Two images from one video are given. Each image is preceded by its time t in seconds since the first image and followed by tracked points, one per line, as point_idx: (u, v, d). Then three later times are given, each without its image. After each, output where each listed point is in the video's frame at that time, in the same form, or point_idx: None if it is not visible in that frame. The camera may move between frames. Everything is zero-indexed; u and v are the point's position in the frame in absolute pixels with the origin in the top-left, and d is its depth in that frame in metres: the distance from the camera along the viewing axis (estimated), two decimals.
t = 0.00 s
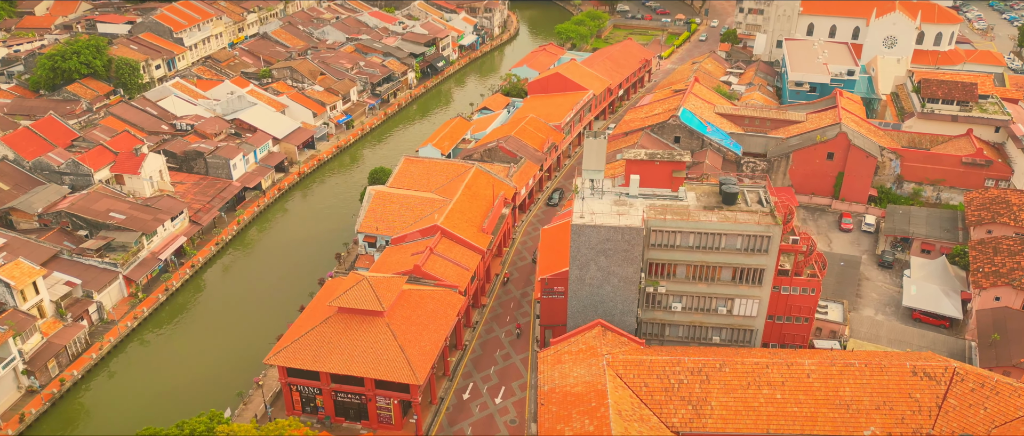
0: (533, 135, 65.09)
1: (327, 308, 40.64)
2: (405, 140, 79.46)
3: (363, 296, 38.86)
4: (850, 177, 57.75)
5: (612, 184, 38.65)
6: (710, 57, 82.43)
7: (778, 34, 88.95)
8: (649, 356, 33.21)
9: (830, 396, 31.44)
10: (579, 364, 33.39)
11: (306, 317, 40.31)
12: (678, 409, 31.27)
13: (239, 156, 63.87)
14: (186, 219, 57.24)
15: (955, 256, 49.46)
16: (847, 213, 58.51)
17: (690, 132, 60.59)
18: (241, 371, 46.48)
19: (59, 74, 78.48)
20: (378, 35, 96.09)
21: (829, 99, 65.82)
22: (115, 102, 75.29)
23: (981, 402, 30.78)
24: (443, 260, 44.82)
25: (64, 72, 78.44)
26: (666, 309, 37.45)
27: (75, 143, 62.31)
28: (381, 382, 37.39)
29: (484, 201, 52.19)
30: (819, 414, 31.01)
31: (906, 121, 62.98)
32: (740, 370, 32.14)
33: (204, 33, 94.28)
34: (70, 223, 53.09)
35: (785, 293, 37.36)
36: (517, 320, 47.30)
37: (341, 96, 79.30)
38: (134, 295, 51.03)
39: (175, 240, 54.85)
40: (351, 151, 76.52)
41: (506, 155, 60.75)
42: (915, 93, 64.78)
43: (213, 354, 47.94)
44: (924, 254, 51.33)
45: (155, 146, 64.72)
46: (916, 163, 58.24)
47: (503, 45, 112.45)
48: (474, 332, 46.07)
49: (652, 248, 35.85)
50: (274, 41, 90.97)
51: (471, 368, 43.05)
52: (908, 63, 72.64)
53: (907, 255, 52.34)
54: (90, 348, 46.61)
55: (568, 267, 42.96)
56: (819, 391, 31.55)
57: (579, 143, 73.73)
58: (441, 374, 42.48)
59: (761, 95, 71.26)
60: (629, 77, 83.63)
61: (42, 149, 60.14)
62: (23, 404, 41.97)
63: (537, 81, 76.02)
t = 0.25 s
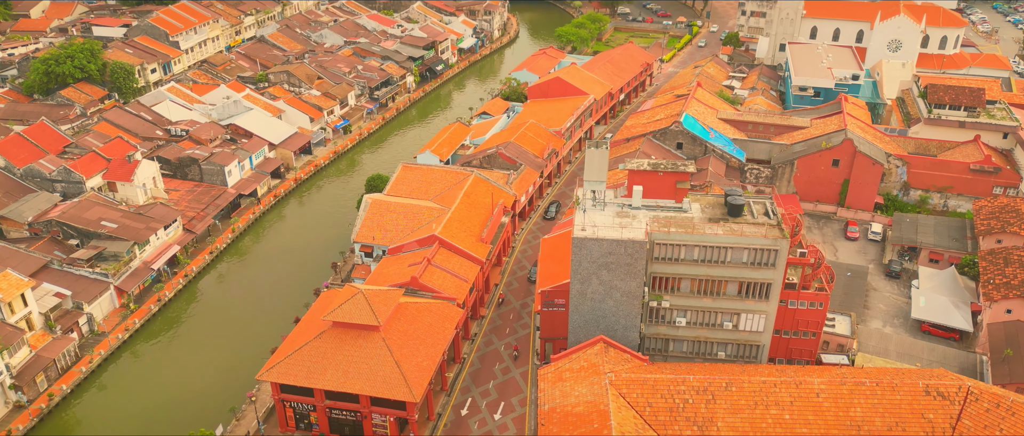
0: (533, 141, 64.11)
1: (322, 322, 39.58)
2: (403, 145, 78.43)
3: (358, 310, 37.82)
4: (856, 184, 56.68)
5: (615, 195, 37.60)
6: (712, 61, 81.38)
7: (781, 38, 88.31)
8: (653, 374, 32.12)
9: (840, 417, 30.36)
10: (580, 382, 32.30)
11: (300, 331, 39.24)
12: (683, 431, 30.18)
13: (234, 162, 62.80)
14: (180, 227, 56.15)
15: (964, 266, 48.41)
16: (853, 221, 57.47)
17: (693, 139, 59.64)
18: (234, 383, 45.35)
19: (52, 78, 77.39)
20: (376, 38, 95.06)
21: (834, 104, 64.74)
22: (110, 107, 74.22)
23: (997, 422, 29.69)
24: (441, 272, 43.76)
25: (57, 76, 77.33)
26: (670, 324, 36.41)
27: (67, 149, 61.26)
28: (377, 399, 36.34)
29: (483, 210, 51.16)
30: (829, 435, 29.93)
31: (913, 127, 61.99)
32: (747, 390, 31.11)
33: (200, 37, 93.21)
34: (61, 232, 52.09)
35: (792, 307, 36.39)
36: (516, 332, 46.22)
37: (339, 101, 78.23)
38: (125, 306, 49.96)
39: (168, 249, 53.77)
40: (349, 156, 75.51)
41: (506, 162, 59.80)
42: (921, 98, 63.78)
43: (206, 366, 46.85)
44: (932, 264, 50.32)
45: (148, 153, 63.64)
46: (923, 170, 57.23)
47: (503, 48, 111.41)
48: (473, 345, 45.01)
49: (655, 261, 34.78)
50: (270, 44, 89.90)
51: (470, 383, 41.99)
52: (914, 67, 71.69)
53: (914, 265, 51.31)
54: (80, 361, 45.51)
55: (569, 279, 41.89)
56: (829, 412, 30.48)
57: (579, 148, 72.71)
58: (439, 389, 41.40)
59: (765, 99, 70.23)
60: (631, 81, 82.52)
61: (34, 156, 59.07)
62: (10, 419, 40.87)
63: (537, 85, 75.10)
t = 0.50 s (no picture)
0: (533, 147, 63.27)
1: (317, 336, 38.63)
2: (402, 151, 77.53)
3: (353, 324, 36.88)
4: (862, 192, 55.79)
5: (617, 206, 36.68)
6: (714, 65, 80.54)
7: (783, 41, 87.08)
8: (657, 393, 31.17)
9: None
10: (582, 400, 31.36)
11: (295, 345, 38.29)
12: None
13: (230, 169, 61.89)
14: (174, 235, 55.21)
15: (972, 277, 47.48)
16: (858, 229, 56.55)
17: (695, 145, 58.82)
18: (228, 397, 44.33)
19: (47, 83, 76.51)
20: (375, 42, 94.21)
21: (838, 110, 63.85)
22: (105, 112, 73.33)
23: None
24: (439, 283, 42.82)
25: (52, 81, 76.45)
26: (674, 339, 35.47)
27: (60, 156, 60.34)
28: (373, 416, 35.38)
29: (482, 218, 50.24)
30: None
31: (919, 133, 60.84)
32: (754, 409, 30.17)
33: (197, 40, 92.32)
34: (52, 241, 51.18)
35: (798, 321, 35.50)
36: (516, 344, 45.28)
37: (336, 105, 77.30)
38: (117, 317, 49.01)
39: (161, 258, 52.83)
40: (347, 162, 74.62)
41: (506, 169, 58.94)
42: (927, 104, 62.89)
43: (199, 379, 45.83)
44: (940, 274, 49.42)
45: (143, 159, 62.74)
46: (929, 177, 56.35)
47: (503, 52, 110.51)
48: (472, 357, 44.08)
49: (659, 275, 33.84)
50: (268, 48, 89.03)
51: (468, 397, 41.04)
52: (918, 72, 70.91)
53: (921, 274, 50.38)
54: (70, 374, 44.54)
55: (570, 290, 40.94)
56: (839, 432, 29.52)
57: (580, 154, 71.80)
58: (436, 403, 40.45)
59: (768, 104, 69.36)
60: (632, 86, 81.61)
61: (26, 163, 58.29)
62: None
63: (537, 90, 74.25)
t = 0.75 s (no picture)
0: (533, 158, 62.18)
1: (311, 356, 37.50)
2: (400, 160, 76.53)
3: (348, 344, 35.79)
4: (868, 204, 54.71)
5: (619, 222, 35.60)
6: (717, 73, 79.58)
7: (786, 49, 85.72)
8: (661, 418, 30.03)
9: None
10: (584, 425, 30.22)
11: (287, 365, 37.18)
12: None
13: (225, 179, 60.77)
14: (166, 248, 54.10)
15: (983, 292, 46.35)
16: (864, 241, 55.42)
17: (698, 156, 57.86)
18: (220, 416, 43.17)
19: (40, 91, 75.44)
20: (373, 49, 93.26)
21: (843, 119, 62.78)
22: (98, 121, 72.26)
23: None
24: (436, 299, 41.71)
25: (45, 89, 75.39)
26: (678, 359, 34.38)
27: (51, 166, 59.24)
28: None
29: (480, 231, 49.16)
30: None
31: (926, 144, 60.12)
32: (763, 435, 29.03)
33: (193, 47, 91.32)
34: (42, 255, 50.07)
35: (807, 341, 34.41)
36: (516, 361, 44.17)
37: (334, 114, 76.25)
38: (107, 332, 47.86)
39: (153, 271, 51.72)
40: (344, 172, 73.54)
41: (505, 179, 57.85)
42: (934, 113, 61.83)
43: (190, 397, 44.66)
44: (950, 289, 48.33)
45: (136, 169, 61.66)
46: (936, 188, 55.26)
47: (503, 58, 109.52)
48: (470, 375, 42.97)
49: (663, 294, 32.75)
50: (265, 56, 88.04)
51: (466, 417, 39.91)
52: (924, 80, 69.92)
53: (930, 289, 49.25)
54: (58, 392, 43.37)
55: (572, 308, 39.74)
56: None
57: (581, 163, 70.76)
58: (434, 424, 39.33)
59: (771, 113, 68.38)
60: (633, 94, 80.59)
61: (17, 174, 57.21)
62: None
63: (537, 99, 73.26)
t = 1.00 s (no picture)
0: (533, 168, 61.30)
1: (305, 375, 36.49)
2: (398, 169, 75.64)
3: (343, 363, 34.82)
4: (874, 215, 53.78)
5: (622, 239, 34.65)
6: (719, 81, 78.75)
7: (789, 56, 85.38)
8: None
9: None
10: None
11: (281, 384, 36.18)
12: None
13: (220, 190, 59.84)
14: (160, 261, 53.15)
15: (993, 307, 45.11)
16: (870, 254, 54.45)
17: (701, 166, 56.99)
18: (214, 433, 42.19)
19: (34, 100, 74.55)
20: (371, 57, 92.42)
21: (848, 129, 61.93)
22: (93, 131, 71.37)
23: None
24: (434, 315, 40.72)
25: (40, 98, 74.49)
26: (683, 380, 33.40)
27: (44, 177, 58.33)
28: None
29: (479, 245, 48.23)
30: None
31: (931, 155, 59.41)
32: None
33: (190, 55, 90.48)
34: (32, 268, 49.12)
35: (816, 361, 33.40)
36: (515, 378, 43.16)
37: (332, 123, 75.32)
38: (98, 348, 46.87)
39: (146, 285, 50.78)
40: (342, 181, 72.65)
41: (505, 190, 56.94)
42: (940, 123, 61.13)
43: (183, 414, 43.64)
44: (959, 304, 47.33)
45: (129, 180, 60.74)
46: (943, 200, 54.37)
47: (502, 66, 108.69)
48: (468, 393, 41.97)
49: (667, 314, 31.77)
50: (262, 64, 87.19)
51: None
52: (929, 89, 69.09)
53: (939, 303, 48.29)
54: (47, 410, 42.33)
55: (573, 325, 38.62)
56: None
57: (581, 173, 69.80)
58: None
59: (774, 123, 67.52)
60: (634, 102, 79.74)
61: (8, 185, 56.31)
62: None
63: (537, 107, 72.49)
